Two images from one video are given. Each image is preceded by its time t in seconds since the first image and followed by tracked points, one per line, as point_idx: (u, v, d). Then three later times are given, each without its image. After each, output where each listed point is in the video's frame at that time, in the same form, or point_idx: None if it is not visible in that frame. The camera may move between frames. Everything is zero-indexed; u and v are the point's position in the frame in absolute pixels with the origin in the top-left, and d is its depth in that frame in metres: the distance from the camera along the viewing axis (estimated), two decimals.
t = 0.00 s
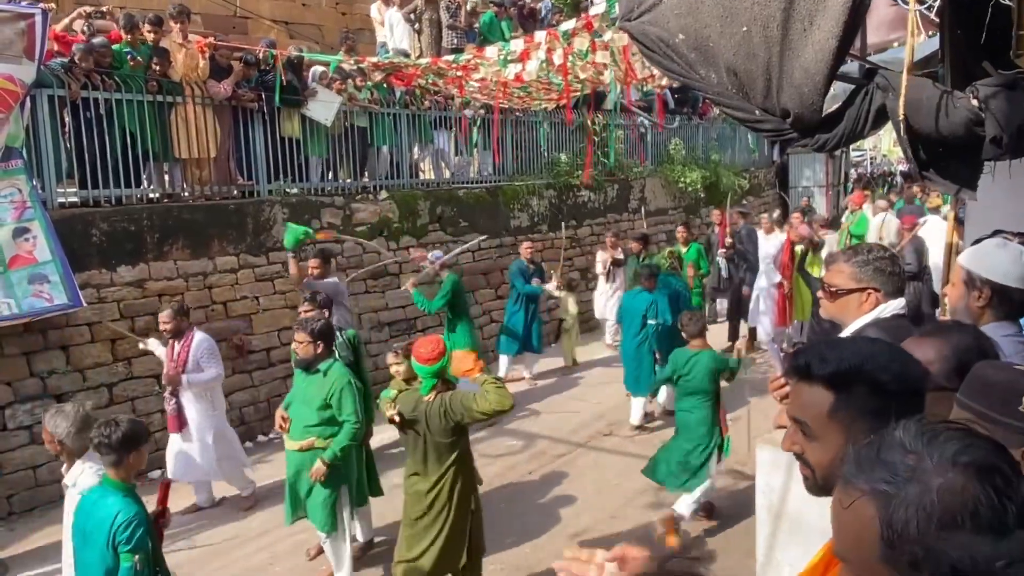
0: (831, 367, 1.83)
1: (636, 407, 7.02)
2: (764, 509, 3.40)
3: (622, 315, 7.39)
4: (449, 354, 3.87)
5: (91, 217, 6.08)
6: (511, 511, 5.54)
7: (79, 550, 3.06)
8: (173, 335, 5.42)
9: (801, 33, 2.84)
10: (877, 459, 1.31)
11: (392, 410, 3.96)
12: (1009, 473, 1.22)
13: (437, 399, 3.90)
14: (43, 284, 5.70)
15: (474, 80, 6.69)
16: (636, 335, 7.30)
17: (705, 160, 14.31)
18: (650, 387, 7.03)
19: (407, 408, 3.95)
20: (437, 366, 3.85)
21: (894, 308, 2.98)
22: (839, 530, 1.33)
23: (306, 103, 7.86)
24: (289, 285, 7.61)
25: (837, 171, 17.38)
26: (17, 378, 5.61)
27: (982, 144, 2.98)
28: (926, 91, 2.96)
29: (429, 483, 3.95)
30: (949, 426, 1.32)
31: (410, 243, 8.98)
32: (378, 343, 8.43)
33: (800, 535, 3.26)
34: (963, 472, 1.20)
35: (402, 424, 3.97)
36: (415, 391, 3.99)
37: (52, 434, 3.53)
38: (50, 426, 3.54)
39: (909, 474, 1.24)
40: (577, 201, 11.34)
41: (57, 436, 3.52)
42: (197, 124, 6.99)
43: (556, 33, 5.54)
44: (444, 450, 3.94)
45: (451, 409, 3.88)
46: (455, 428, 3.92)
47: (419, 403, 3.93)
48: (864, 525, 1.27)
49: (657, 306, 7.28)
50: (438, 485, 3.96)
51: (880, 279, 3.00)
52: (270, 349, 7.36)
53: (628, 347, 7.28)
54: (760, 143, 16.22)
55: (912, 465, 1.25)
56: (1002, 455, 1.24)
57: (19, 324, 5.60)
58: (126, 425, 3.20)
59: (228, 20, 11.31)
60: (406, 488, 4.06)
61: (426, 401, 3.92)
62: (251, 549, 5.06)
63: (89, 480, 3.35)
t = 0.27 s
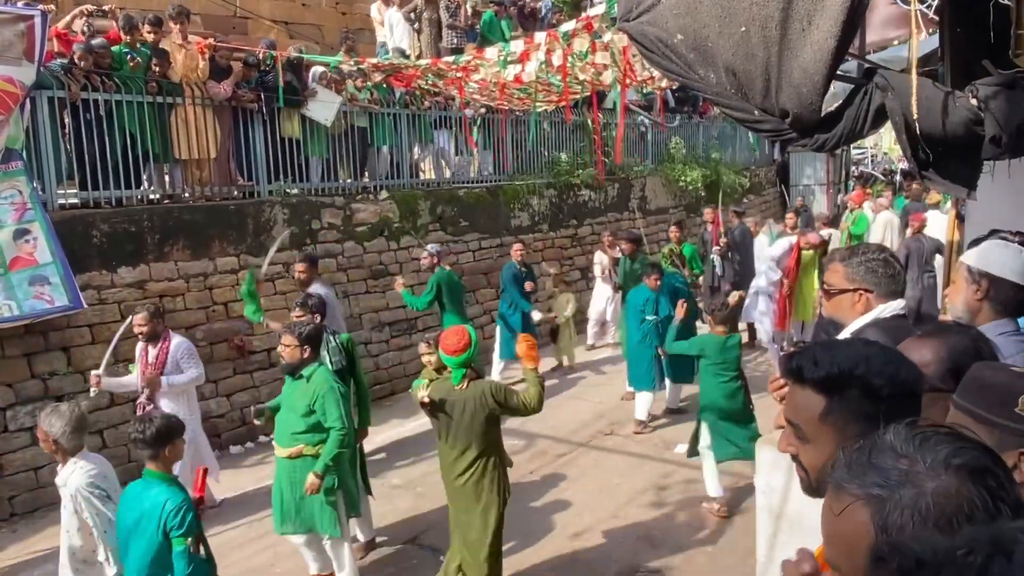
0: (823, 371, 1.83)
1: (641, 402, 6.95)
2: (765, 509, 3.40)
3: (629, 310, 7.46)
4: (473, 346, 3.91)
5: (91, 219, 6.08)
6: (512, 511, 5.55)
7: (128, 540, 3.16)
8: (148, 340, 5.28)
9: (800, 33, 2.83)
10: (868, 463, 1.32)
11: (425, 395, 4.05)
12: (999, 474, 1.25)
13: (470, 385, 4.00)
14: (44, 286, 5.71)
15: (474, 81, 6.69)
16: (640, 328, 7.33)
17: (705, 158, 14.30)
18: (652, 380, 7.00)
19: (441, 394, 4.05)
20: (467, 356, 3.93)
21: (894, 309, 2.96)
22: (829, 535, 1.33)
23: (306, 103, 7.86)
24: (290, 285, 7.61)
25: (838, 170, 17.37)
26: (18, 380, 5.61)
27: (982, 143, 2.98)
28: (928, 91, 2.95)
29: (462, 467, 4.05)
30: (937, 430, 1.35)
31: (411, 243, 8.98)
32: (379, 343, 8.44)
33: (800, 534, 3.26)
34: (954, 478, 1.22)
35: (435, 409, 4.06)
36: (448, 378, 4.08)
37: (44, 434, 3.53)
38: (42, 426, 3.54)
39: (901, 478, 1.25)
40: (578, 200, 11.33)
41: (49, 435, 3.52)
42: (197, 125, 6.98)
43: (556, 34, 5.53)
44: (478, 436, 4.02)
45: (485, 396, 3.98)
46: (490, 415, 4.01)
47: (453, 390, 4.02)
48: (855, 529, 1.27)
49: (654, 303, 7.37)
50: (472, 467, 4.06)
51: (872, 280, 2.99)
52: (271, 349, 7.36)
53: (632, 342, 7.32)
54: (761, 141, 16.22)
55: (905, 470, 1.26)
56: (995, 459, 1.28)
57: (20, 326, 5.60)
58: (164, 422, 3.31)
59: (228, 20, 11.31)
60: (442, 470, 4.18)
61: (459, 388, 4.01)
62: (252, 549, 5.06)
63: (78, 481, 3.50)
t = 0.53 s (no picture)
0: (817, 368, 1.83)
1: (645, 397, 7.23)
2: (768, 508, 3.39)
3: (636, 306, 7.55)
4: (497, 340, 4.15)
5: (93, 219, 6.09)
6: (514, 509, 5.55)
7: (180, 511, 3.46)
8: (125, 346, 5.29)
9: (800, 29, 2.82)
10: (870, 445, 1.34)
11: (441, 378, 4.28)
12: (993, 452, 1.28)
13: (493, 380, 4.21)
14: (46, 286, 5.71)
15: (475, 80, 6.68)
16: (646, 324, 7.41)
17: (707, 157, 14.28)
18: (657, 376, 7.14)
19: (466, 388, 4.26)
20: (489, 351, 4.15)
21: (897, 305, 2.94)
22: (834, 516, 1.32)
23: (307, 103, 7.83)
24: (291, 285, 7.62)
25: (841, 168, 17.34)
26: (20, 380, 5.62)
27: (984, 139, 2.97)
28: (930, 87, 2.94)
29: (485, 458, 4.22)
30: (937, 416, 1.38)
31: (412, 242, 8.97)
32: (380, 342, 8.44)
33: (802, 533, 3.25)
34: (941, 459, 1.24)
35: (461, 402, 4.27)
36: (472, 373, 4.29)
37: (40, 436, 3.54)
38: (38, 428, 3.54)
39: (901, 454, 1.27)
40: (579, 199, 11.33)
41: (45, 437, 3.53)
42: (197, 124, 6.98)
43: (557, 33, 5.51)
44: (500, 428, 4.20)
45: (508, 390, 4.21)
46: (510, 410, 4.21)
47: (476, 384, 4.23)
48: (857, 507, 1.27)
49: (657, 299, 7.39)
50: (495, 459, 4.22)
51: (874, 275, 2.99)
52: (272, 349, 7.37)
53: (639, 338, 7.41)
54: (762, 140, 16.19)
55: (904, 446, 1.28)
56: (994, 446, 1.31)
57: (22, 327, 5.61)
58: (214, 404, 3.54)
59: (229, 20, 11.31)
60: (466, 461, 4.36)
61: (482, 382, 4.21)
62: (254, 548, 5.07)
63: (71, 486, 3.49)
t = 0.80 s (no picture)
0: (815, 367, 1.83)
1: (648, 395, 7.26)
2: (769, 506, 3.39)
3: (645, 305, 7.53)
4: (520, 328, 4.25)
5: (94, 220, 6.09)
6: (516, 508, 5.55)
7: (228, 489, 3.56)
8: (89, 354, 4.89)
9: (800, 27, 2.82)
10: (877, 442, 1.34)
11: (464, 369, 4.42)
12: (1002, 457, 1.29)
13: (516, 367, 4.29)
14: (48, 287, 5.72)
15: (478, 78, 6.66)
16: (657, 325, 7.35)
17: (709, 155, 14.25)
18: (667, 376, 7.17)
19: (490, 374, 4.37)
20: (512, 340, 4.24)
21: (897, 303, 2.94)
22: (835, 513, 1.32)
23: (308, 103, 7.83)
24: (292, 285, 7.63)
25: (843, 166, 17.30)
26: (22, 381, 5.63)
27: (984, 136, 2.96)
28: (927, 83, 2.93)
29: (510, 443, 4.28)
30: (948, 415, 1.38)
31: (413, 242, 8.97)
32: (382, 342, 8.44)
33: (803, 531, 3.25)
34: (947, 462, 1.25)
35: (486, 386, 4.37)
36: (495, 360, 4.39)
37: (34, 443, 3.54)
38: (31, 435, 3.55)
39: (906, 454, 1.27)
40: (581, 197, 11.32)
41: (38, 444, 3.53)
42: (198, 125, 6.98)
43: (559, 31, 5.50)
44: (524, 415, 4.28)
45: (531, 377, 4.30)
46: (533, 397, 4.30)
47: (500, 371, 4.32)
48: (857, 500, 1.27)
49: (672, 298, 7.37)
50: (519, 444, 4.27)
51: (874, 272, 2.98)
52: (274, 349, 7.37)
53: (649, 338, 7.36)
54: (764, 138, 16.17)
55: (911, 446, 1.28)
56: (999, 445, 1.31)
57: (24, 328, 5.62)
58: (261, 393, 3.61)
59: (229, 20, 11.31)
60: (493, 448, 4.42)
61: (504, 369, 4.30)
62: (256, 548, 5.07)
63: (66, 494, 3.50)
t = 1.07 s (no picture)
0: (816, 366, 1.83)
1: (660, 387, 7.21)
2: (772, 504, 3.38)
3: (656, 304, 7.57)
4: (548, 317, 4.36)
5: (97, 220, 6.10)
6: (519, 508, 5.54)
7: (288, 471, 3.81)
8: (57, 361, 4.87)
9: (802, 24, 2.81)
10: (897, 446, 1.31)
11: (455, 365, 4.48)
12: None
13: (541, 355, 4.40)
14: (51, 288, 5.73)
15: (480, 76, 6.65)
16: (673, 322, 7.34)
17: (711, 153, 14.23)
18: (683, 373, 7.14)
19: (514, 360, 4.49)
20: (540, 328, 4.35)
21: (898, 302, 2.95)
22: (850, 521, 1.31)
23: (310, 102, 7.84)
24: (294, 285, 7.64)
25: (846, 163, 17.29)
26: (26, 381, 5.64)
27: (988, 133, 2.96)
28: (930, 80, 2.90)
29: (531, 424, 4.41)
30: (980, 422, 1.29)
31: (416, 241, 8.97)
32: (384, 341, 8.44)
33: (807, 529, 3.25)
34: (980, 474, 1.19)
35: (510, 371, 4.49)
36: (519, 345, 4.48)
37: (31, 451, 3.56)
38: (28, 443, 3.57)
39: (925, 465, 1.24)
40: (583, 196, 11.32)
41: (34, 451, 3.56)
42: (200, 124, 6.98)
43: (562, 28, 5.49)
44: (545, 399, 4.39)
45: (554, 365, 4.37)
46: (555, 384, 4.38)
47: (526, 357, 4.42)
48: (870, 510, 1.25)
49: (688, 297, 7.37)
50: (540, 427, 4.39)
51: (872, 268, 2.97)
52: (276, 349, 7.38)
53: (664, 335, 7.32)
54: (766, 136, 16.16)
55: (931, 457, 1.24)
56: None
57: (27, 328, 5.63)
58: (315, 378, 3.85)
59: (231, 21, 11.32)
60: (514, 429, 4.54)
61: (529, 355, 4.41)
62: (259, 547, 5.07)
63: (62, 501, 3.49)
